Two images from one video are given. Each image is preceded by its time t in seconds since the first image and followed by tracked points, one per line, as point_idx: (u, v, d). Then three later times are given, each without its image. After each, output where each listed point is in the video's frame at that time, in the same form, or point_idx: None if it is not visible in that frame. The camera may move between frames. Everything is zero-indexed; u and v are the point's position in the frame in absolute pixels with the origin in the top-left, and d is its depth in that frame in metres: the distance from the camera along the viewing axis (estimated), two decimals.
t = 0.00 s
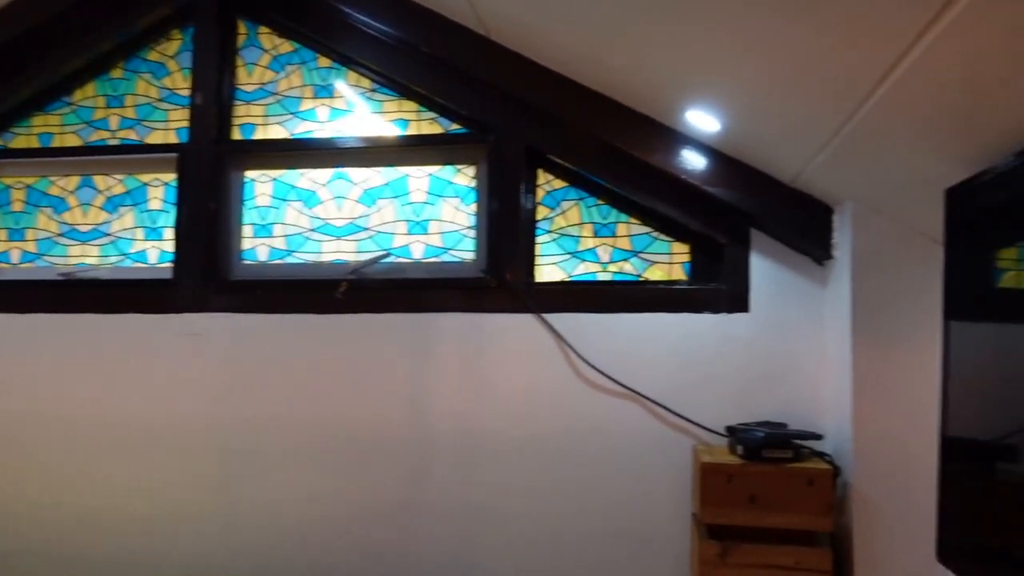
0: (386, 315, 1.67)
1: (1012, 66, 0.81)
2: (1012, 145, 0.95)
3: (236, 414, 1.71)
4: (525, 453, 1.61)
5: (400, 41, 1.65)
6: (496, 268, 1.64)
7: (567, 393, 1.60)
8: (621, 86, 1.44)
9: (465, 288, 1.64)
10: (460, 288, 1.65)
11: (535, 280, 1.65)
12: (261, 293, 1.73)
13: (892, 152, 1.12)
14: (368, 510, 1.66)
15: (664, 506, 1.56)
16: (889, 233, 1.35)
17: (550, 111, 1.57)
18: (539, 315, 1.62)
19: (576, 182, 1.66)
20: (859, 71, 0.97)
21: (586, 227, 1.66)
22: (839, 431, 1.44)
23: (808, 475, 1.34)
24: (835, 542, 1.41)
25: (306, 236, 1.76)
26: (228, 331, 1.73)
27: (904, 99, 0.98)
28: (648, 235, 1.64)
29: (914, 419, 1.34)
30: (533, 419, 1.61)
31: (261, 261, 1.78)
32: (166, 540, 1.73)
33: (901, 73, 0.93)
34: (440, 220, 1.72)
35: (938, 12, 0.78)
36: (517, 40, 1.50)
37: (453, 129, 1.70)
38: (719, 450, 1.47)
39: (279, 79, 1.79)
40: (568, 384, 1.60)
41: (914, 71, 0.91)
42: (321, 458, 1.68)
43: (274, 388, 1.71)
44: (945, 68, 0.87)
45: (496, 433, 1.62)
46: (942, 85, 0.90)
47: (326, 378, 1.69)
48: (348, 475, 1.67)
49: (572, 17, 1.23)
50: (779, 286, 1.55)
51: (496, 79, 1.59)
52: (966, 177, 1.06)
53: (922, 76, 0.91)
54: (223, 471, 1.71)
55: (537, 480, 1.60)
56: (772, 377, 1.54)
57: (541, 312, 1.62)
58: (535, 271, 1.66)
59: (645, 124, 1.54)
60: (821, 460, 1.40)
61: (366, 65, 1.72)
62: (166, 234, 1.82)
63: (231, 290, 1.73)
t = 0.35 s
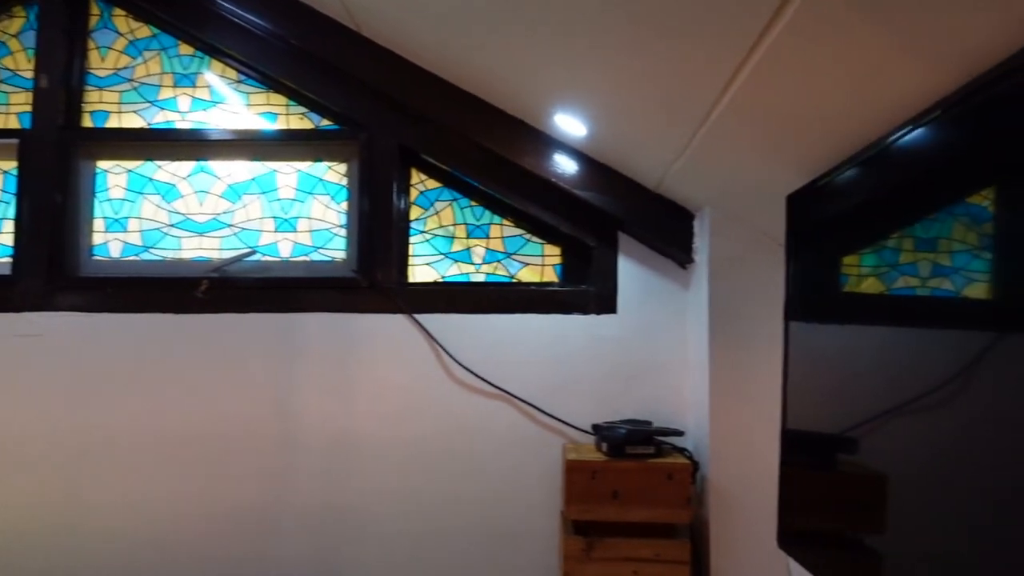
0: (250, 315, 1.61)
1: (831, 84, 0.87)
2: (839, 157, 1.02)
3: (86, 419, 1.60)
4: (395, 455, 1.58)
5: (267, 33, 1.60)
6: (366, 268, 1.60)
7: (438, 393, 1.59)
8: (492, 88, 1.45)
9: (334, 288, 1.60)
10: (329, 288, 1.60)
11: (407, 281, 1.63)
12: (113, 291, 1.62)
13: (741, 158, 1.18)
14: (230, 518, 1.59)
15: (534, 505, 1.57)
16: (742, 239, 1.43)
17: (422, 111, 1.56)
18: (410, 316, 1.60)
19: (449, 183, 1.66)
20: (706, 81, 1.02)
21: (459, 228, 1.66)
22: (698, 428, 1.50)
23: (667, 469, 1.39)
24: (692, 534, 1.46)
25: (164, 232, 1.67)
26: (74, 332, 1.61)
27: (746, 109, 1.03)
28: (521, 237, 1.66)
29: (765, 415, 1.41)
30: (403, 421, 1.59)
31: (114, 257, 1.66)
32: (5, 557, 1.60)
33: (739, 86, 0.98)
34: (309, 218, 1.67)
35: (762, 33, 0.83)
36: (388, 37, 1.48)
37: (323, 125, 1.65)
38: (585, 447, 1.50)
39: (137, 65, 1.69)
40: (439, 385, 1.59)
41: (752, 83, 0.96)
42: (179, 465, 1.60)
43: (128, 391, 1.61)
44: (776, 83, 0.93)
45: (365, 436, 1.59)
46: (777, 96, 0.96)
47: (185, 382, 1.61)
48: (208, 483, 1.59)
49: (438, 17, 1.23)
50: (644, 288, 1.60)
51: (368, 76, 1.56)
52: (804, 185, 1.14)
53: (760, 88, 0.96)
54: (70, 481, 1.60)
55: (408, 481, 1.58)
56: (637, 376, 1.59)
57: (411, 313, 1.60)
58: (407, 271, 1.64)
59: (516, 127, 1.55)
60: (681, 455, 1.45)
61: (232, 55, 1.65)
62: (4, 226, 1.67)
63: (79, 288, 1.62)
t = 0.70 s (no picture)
0: (142, 313, 1.54)
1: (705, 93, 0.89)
2: (723, 160, 1.05)
3: None
4: (295, 456, 1.55)
5: (162, 20, 1.54)
6: (266, 265, 1.56)
7: (340, 393, 1.56)
8: (395, 83, 1.44)
9: (232, 286, 1.56)
10: (227, 285, 1.56)
11: (309, 279, 1.59)
12: None
13: (634, 160, 1.21)
14: (120, 525, 1.52)
15: (436, 506, 1.56)
16: (641, 240, 1.46)
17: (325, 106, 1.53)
18: (311, 314, 1.57)
19: (354, 180, 1.63)
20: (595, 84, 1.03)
21: (364, 226, 1.64)
22: (598, 427, 1.52)
23: (568, 467, 1.39)
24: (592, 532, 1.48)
25: (47, 225, 1.58)
26: None
27: (634, 114, 1.05)
28: (427, 236, 1.65)
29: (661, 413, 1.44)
30: (302, 422, 1.55)
31: None
32: None
33: (623, 90, 1.00)
34: (206, 213, 1.61)
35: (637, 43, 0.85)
36: (288, 29, 1.45)
37: (222, 117, 1.60)
38: (487, 447, 1.50)
39: (20, 48, 1.60)
40: (341, 384, 1.56)
41: (635, 88, 0.98)
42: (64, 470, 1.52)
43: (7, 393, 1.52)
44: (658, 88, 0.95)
45: (263, 437, 1.55)
46: (660, 102, 0.98)
47: (70, 383, 1.53)
48: (95, 488, 1.52)
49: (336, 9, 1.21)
50: (549, 288, 1.61)
51: (268, 68, 1.52)
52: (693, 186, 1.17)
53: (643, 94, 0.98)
54: None
55: (308, 484, 1.55)
56: (541, 376, 1.59)
57: (313, 311, 1.57)
58: (310, 269, 1.61)
59: (421, 125, 1.54)
60: (581, 452, 1.48)
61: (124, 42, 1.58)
62: None
63: None
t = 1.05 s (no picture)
0: (55, 309, 1.50)
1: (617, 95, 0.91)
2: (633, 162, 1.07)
3: None
4: (216, 455, 1.52)
5: (80, 7, 1.49)
6: (187, 260, 1.53)
7: (263, 392, 1.54)
8: (320, 78, 1.42)
9: (151, 282, 1.52)
10: (145, 282, 1.52)
11: (233, 276, 1.57)
12: None
13: (555, 161, 1.22)
14: (29, 527, 1.48)
15: (360, 504, 1.55)
16: (566, 240, 1.47)
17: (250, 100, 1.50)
18: (234, 312, 1.54)
19: (280, 176, 1.61)
20: (513, 84, 1.04)
21: (290, 222, 1.61)
22: (524, 425, 1.53)
23: (491, 464, 1.41)
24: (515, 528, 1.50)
25: None
26: None
27: (552, 115, 1.07)
28: (355, 233, 1.64)
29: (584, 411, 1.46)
30: (224, 420, 1.53)
31: None
32: None
33: (539, 91, 1.01)
34: (125, 207, 1.57)
35: (549, 44, 0.87)
36: (211, 20, 1.42)
37: (143, 109, 1.56)
38: (413, 445, 1.50)
39: None
40: (264, 383, 1.54)
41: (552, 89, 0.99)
42: None
43: None
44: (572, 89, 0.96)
45: (183, 436, 1.52)
46: (575, 103, 0.99)
47: None
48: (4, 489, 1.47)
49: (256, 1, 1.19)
50: (477, 286, 1.62)
51: (189, 59, 1.49)
52: (608, 186, 1.19)
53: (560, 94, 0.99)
54: None
55: (228, 483, 1.52)
56: (468, 373, 1.60)
57: (236, 308, 1.54)
58: (234, 266, 1.58)
59: (348, 122, 1.53)
60: (506, 450, 1.49)
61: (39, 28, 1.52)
62: None
63: None
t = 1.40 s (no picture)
0: None
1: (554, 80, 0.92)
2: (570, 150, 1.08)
3: None
4: (156, 446, 1.50)
5: None
6: (127, 249, 1.51)
7: (206, 382, 1.52)
8: (265, 66, 1.41)
9: (89, 270, 1.49)
10: (84, 270, 1.49)
11: (175, 265, 1.54)
12: None
13: (498, 150, 1.23)
14: None
15: (304, 496, 1.54)
16: (511, 232, 1.48)
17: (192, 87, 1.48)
18: (176, 301, 1.52)
19: (225, 164, 1.60)
20: (454, 70, 1.05)
21: (234, 211, 1.60)
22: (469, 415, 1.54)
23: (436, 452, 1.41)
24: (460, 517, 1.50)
25: None
26: None
27: (493, 102, 1.08)
28: (301, 223, 1.63)
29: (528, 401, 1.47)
30: (164, 410, 1.51)
31: None
32: None
33: (479, 77, 1.02)
34: (63, 194, 1.54)
35: (486, 27, 0.88)
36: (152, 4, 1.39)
37: (82, 94, 1.53)
38: (359, 435, 1.49)
39: None
40: (207, 373, 1.52)
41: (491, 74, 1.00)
42: None
43: None
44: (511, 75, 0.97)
45: (122, 426, 1.49)
46: (514, 90, 1.00)
47: None
48: None
49: None
50: (424, 277, 1.62)
51: (130, 44, 1.46)
52: (547, 175, 1.19)
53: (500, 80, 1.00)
54: None
55: (168, 475, 1.50)
56: (414, 364, 1.60)
57: (178, 298, 1.52)
58: (176, 255, 1.56)
59: (293, 110, 1.52)
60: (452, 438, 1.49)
61: None
62: None
63: None
